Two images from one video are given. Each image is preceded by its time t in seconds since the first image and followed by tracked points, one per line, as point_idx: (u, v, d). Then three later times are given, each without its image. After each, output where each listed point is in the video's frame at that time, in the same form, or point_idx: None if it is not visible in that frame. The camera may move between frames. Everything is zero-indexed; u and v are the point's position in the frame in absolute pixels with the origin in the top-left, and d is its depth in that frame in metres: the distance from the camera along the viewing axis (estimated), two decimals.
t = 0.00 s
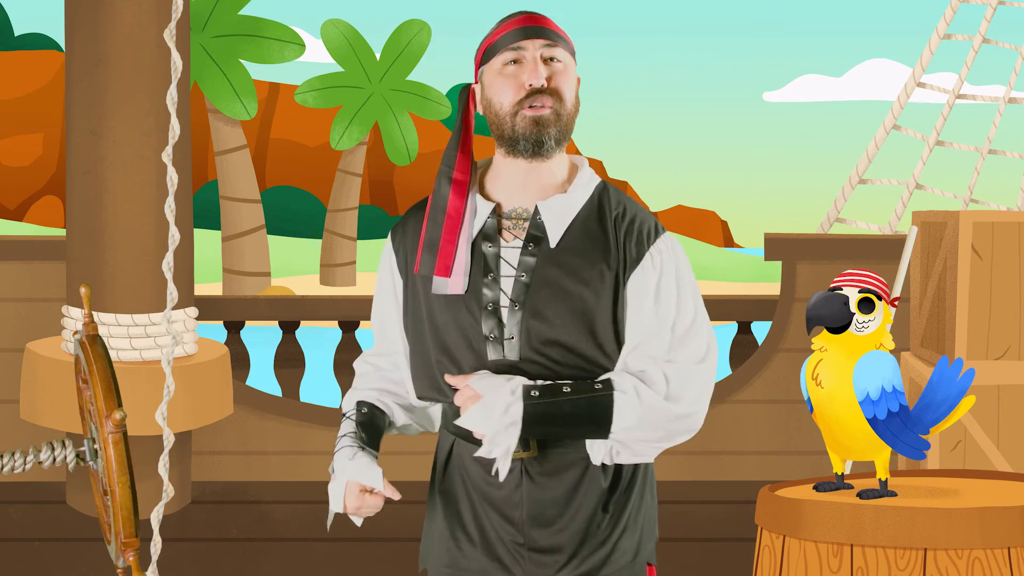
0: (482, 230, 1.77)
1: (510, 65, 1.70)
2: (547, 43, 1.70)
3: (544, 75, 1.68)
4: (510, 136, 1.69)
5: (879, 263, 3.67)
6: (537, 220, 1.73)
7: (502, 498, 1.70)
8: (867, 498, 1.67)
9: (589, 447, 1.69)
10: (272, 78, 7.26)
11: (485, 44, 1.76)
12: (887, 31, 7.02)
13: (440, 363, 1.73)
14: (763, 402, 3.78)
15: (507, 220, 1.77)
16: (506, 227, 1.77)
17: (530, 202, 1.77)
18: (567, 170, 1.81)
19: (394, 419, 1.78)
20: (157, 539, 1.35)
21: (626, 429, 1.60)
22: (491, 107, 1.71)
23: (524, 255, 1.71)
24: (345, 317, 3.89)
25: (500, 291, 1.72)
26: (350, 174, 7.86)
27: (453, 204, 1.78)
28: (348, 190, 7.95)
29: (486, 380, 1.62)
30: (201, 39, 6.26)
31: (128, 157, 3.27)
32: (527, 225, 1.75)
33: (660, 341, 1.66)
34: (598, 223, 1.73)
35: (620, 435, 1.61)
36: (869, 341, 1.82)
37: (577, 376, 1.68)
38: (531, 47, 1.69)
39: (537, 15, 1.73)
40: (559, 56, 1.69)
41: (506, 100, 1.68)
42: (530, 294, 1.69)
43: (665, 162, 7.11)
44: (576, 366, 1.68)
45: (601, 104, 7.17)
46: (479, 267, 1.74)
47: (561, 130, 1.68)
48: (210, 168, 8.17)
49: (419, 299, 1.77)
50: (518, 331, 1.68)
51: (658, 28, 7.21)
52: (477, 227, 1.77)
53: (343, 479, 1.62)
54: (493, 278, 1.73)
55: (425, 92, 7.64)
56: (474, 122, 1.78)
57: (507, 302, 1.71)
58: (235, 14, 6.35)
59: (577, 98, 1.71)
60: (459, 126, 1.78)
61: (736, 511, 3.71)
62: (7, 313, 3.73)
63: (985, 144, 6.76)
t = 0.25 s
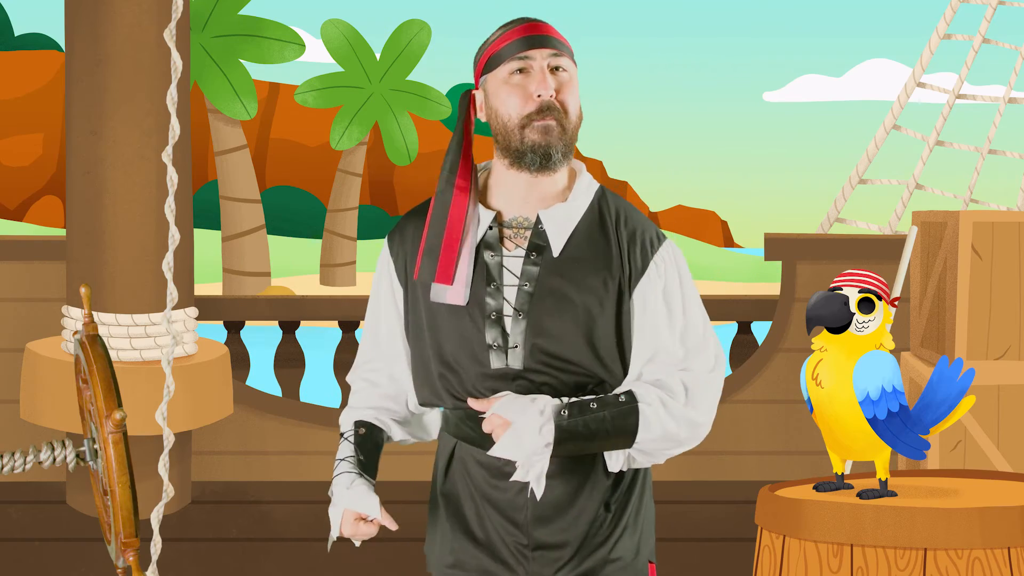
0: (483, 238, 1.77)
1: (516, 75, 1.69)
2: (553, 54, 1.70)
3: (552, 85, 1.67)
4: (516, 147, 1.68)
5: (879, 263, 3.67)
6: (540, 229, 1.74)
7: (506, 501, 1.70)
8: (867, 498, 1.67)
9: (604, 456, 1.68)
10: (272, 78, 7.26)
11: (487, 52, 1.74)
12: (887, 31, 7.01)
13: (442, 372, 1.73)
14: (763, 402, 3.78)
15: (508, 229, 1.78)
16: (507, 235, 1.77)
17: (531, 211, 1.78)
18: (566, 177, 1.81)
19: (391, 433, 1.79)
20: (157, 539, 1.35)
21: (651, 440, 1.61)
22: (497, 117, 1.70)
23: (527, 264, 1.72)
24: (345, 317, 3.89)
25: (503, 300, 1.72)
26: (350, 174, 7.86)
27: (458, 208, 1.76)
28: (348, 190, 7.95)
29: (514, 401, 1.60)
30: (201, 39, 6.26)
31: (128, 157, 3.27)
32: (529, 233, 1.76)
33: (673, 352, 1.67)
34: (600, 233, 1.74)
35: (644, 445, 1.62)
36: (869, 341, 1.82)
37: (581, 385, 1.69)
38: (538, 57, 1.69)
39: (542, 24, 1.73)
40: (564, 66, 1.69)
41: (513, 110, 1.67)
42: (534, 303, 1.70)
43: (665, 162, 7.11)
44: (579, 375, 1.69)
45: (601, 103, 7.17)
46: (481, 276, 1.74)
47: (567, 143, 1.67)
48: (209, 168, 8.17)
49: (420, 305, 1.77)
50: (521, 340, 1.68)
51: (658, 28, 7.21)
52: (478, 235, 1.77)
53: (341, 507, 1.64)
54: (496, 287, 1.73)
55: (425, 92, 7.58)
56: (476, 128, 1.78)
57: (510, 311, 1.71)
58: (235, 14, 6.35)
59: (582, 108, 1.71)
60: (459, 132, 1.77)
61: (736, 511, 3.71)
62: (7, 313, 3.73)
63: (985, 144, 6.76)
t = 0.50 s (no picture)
0: (489, 231, 1.80)
1: (517, 77, 1.72)
2: (553, 55, 1.72)
3: (551, 88, 1.70)
4: (516, 150, 1.71)
5: (879, 263, 3.67)
6: (545, 222, 1.78)
7: (510, 497, 1.73)
8: (867, 498, 1.67)
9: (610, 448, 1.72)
10: (272, 78, 7.26)
11: (489, 53, 1.76)
12: (887, 31, 7.01)
13: (448, 365, 1.75)
14: (763, 402, 3.78)
15: (514, 222, 1.81)
16: (513, 229, 1.80)
17: (537, 205, 1.80)
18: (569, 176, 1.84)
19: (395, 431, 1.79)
20: (157, 539, 1.35)
21: (654, 429, 1.63)
22: (497, 119, 1.73)
23: (533, 256, 1.76)
24: (345, 317, 3.89)
25: (509, 291, 1.75)
26: (350, 174, 7.86)
27: (472, 208, 1.76)
28: (348, 190, 7.95)
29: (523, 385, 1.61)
30: (201, 40, 6.26)
31: (128, 157, 3.27)
32: (534, 227, 1.79)
33: (675, 343, 1.70)
34: (604, 225, 1.78)
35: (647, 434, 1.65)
36: (869, 341, 1.82)
37: (585, 375, 1.72)
38: (539, 60, 1.71)
39: (544, 24, 1.75)
40: (565, 67, 1.72)
41: (512, 113, 1.69)
42: (539, 294, 1.73)
43: (665, 162, 7.11)
44: (583, 366, 1.72)
45: (601, 103, 7.16)
46: (487, 268, 1.77)
47: (569, 145, 1.70)
48: (210, 168, 8.17)
49: (426, 299, 1.79)
50: (528, 330, 1.71)
51: (658, 28, 7.21)
52: (484, 229, 1.80)
53: (347, 495, 1.62)
54: (502, 278, 1.76)
55: (425, 92, 7.62)
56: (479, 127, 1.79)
57: (516, 302, 1.74)
58: (235, 14, 6.35)
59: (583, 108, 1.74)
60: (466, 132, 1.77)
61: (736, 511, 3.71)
62: (7, 313, 3.73)
63: (985, 144, 6.76)
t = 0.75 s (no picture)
0: (496, 229, 1.80)
1: (514, 88, 1.73)
2: (549, 66, 1.72)
3: (547, 99, 1.71)
4: (517, 157, 1.73)
5: (879, 263, 3.67)
6: (551, 219, 1.78)
7: (517, 496, 1.73)
8: (867, 497, 1.67)
9: (610, 442, 1.72)
10: (272, 78, 7.26)
11: (491, 59, 1.76)
12: (887, 31, 7.01)
13: (455, 362, 1.75)
14: (763, 402, 3.78)
15: (521, 221, 1.81)
16: (519, 227, 1.81)
17: (543, 202, 1.81)
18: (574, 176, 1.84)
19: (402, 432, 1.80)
20: (157, 539, 1.35)
21: (645, 424, 1.64)
22: (499, 129, 1.75)
23: (539, 253, 1.76)
24: (345, 317, 3.89)
25: (516, 287, 1.76)
26: (350, 174, 7.86)
27: (481, 209, 1.76)
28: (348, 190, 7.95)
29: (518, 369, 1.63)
30: (201, 40, 6.26)
31: (128, 157, 3.27)
32: (541, 224, 1.80)
33: (672, 339, 1.70)
34: (609, 221, 1.78)
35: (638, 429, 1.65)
36: (869, 341, 1.82)
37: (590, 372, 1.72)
38: (534, 71, 1.71)
39: (542, 30, 1.74)
40: (562, 76, 1.72)
41: (512, 124, 1.71)
42: (546, 290, 1.73)
43: (665, 162, 7.11)
44: (589, 363, 1.72)
45: (601, 103, 7.16)
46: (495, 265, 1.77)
47: (566, 152, 1.72)
48: (209, 168, 8.17)
49: (434, 298, 1.79)
50: (535, 327, 1.71)
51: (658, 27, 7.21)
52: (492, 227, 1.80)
53: (354, 490, 1.64)
54: (509, 275, 1.76)
55: (425, 92, 7.63)
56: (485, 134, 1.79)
57: (523, 298, 1.75)
58: (235, 14, 6.35)
59: (581, 114, 1.75)
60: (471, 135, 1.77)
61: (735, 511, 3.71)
62: (7, 314, 3.73)
63: (985, 144, 6.76)
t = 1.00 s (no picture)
0: (498, 232, 1.81)
1: (518, 89, 1.73)
2: (555, 67, 1.72)
3: (552, 100, 1.71)
4: (519, 159, 1.74)
5: (879, 263, 3.67)
6: (553, 221, 1.78)
7: (519, 496, 1.73)
8: (867, 498, 1.67)
9: (612, 441, 1.72)
10: (272, 78, 7.26)
11: (493, 62, 1.77)
12: (887, 31, 7.01)
13: (458, 365, 1.75)
14: (763, 402, 3.78)
15: (523, 223, 1.81)
16: (521, 229, 1.81)
17: (546, 205, 1.81)
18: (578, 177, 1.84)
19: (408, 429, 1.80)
20: (157, 539, 1.35)
21: (648, 422, 1.64)
22: (500, 130, 1.75)
23: (541, 255, 1.76)
24: (345, 317, 3.89)
25: (518, 290, 1.76)
26: (350, 174, 7.87)
27: (479, 211, 1.78)
28: (348, 190, 7.96)
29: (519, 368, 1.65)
30: (201, 40, 6.26)
31: (128, 157, 3.27)
32: (542, 227, 1.80)
33: (675, 339, 1.70)
34: (611, 222, 1.78)
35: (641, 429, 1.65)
36: (869, 341, 1.82)
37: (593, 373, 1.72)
38: (539, 72, 1.72)
39: (547, 33, 1.75)
40: (566, 78, 1.73)
41: (513, 127, 1.72)
42: (547, 292, 1.73)
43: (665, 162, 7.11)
44: (590, 366, 1.72)
45: (601, 103, 7.16)
46: (497, 268, 1.78)
47: (568, 155, 1.72)
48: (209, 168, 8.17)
49: (436, 300, 1.80)
50: (536, 329, 1.72)
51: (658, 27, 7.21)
52: (494, 229, 1.81)
53: (355, 480, 1.66)
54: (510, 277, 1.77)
55: (425, 92, 7.64)
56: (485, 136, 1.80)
57: (526, 300, 1.75)
58: (235, 14, 6.35)
59: (584, 117, 1.75)
60: (471, 140, 1.80)
61: (735, 510, 3.71)
62: (6, 314, 3.73)
63: (985, 144, 6.76)
